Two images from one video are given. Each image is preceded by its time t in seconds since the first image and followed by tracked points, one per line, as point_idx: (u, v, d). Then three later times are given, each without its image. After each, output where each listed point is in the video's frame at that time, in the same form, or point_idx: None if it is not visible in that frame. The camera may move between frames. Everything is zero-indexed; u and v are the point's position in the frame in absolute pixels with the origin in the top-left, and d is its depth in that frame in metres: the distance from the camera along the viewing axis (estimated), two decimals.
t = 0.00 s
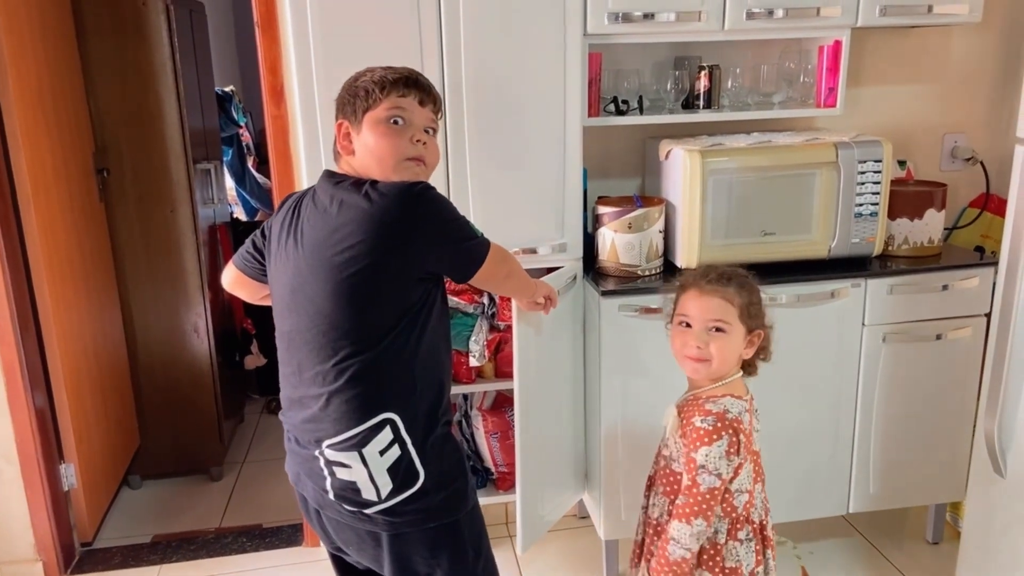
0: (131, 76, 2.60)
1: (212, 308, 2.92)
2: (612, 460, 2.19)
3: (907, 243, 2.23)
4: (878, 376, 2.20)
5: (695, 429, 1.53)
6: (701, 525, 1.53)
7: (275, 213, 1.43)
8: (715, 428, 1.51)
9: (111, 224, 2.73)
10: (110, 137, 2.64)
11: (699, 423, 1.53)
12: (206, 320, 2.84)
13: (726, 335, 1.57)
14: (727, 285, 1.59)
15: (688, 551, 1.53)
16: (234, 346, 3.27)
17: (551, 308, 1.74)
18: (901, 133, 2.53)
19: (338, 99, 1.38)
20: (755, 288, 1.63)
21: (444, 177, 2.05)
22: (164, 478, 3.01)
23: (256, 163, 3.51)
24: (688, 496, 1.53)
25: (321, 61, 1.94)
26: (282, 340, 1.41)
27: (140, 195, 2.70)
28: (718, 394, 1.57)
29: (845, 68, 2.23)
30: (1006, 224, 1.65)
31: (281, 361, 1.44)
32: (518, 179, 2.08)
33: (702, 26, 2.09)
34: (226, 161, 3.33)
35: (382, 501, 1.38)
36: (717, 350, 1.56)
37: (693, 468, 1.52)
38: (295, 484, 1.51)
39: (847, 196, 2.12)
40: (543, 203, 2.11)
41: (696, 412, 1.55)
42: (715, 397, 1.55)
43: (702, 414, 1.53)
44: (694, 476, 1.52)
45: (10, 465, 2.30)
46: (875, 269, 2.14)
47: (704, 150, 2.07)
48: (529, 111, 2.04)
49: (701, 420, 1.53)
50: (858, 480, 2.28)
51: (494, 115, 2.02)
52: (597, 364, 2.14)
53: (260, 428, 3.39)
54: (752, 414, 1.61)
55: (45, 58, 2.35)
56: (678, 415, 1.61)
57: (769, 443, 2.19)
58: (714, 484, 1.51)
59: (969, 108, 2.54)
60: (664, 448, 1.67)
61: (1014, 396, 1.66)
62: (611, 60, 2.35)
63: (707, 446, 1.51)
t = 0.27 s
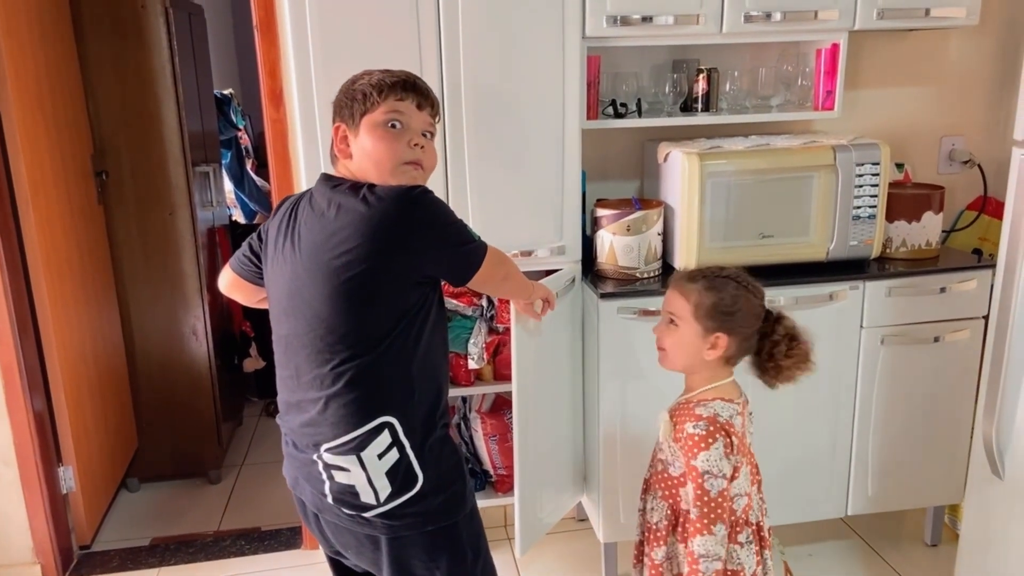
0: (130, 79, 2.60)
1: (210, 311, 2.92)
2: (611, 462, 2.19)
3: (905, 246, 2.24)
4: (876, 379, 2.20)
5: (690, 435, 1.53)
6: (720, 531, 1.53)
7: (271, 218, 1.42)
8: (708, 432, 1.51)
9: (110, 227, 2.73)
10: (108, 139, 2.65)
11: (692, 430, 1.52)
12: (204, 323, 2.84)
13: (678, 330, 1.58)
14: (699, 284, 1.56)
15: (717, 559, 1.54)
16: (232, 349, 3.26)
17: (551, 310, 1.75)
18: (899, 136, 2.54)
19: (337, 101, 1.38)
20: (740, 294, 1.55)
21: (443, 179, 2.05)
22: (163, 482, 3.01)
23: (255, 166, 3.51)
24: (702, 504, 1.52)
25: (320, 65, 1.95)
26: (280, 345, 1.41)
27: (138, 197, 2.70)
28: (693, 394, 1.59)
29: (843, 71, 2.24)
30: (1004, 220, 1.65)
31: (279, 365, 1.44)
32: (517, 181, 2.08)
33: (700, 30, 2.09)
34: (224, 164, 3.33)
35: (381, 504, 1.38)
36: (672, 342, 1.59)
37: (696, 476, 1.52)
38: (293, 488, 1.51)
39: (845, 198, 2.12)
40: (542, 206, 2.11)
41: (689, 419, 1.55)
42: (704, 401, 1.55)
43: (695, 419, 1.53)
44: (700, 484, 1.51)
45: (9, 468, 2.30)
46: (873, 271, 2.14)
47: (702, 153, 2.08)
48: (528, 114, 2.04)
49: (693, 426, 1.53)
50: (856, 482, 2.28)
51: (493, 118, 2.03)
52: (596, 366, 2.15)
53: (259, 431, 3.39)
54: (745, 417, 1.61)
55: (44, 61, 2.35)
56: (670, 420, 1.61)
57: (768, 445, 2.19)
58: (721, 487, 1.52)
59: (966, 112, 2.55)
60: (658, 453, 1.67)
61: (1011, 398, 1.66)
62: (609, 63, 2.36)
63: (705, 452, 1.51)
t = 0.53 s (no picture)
0: (129, 79, 2.60)
1: (208, 311, 2.92)
2: (609, 463, 2.19)
3: (904, 247, 2.24)
4: (875, 380, 2.20)
5: (678, 435, 1.53)
6: (713, 531, 1.54)
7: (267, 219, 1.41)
8: (696, 433, 1.51)
9: (108, 227, 2.72)
10: (107, 139, 2.64)
11: (680, 430, 1.53)
12: (202, 324, 2.84)
13: (665, 326, 1.59)
14: (686, 284, 1.57)
15: (710, 559, 1.54)
16: (230, 350, 3.26)
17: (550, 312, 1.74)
18: (898, 137, 2.54)
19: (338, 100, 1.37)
20: (715, 300, 1.53)
21: (442, 180, 2.05)
22: (161, 482, 3.01)
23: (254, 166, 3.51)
24: (694, 504, 1.52)
25: (319, 65, 1.95)
26: (276, 347, 1.40)
27: (137, 198, 2.70)
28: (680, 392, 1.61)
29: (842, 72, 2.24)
30: (1004, 227, 1.64)
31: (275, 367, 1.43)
32: (516, 182, 2.08)
33: (699, 31, 2.09)
34: (223, 164, 3.33)
35: (380, 506, 1.38)
36: (659, 338, 1.61)
37: (686, 476, 1.52)
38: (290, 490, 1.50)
39: (844, 199, 2.12)
40: (540, 207, 2.11)
41: (678, 418, 1.55)
42: (693, 401, 1.55)
43: (683, 419, 1.53)
44: (690, 484, 1.51)
45: (7, 468, 2.30)
46: (871, 272, 2.14)
47: (701, 154, 2.08)
48: (527, 115, 2.04)
49: (682, 427, 1.53)
50: (855, 483, 2.28)
51: (492, 119, 2.03)
52: (595, 367, 2.14)
53: (257, 431, 3.39)
54: (739, 418, 1.59)
55: (42, 62, 2.35)
56: (662, 420, 1.61)
57: (766, 446, 2.19)
58: (712, 488, 1.52)
59: (965, 113, 2.55)
60: (652, 453, 1.68)
61: (1009, 399, 1.66)
62: (608, 64, 2.36)
63: (694, 453, 1.51)
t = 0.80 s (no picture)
0: (124, 78, 2.59)
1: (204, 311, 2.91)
2: (605, 462, 2.19)
3: (899, 246, 2.24)
4: (870, 379, 2.20)
5: (667, 434, 1.53)
6: (698, 531, 1.53)
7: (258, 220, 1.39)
8: (685, 432, 1.51)
9: (103, 226, 2.72)
10: (102, 138, 2.64)
11: (669, 429, 1.53)
12: (198, 323, 2.83)
13: (659, 326, 1.59)
14: (679, 285, 1.57)
15: (691, 558, 1.53)
16: (226, 349, 3.25)
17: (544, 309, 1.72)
18: (893, 137, 2.54)
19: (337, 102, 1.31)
20: (709, 301, 1.53)
21: (437, 178, 2.05)
22: (156, 482, 3.00)
23: (250, 165, 3.50)
24: (680, 501, 1.52)
25: (314, 64, 1.94)
26: (273, 350, 1.39)
27: (132, 197, 2.69)
28: (675, 394, 1.60)
29: (837, 71, 2.24)
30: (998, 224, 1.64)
31: (271, 370, 1.42)
32: (512, 181, 2.08)
33: (695, 30, 2.09)
34: (219, 163, 3.32)
35: (379, 505, 1.39)
36: (654, 341, 1.61)
37: (674, 474, 1.52)
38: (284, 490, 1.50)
39: (839, 198, 2.13)
40: (536, 206, 2.11)
41: (669, 417, 1.55)
42: (684, 401, 1.54)
43: (672, 418, 1.53)
44: (677, 482, 1.51)
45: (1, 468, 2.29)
46: (866, 271, 2.15)
47: (697, 153, 2.08)
48: (522, 114, 2.04)
49: (671, 425, 1.53)
50: (850, 482, 2.29)
51: (488, 118, 2.02)
52: (590, 366, 2.14)
53: (253, 431, 3.38)
54: (731, 417, 1.59)
55: (37, 60, 2.34)
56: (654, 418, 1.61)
57: (762, 445, 2.20)
58: (699, 487, 1.51)
59: (961, 112, 2.56)
60: (645, 451, 1.68)
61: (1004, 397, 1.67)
62: (605, 63, 2.36)
63: (681, 451, 1.51)
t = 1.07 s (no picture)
0: (112, 75, 2.58)
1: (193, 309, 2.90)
2: (595, 460, 2.20)
3: (886, 243, 2.26)
4: (858, 375, 2.22)
5: (661, 429, 1.54)
6: (693, 524, 1.54)
7: (246, 216, 1.36)
8: (678, 427, 1.51)
9: (90, 224, 2.70)
10: (89, 135, 2.62)
11: (663, 424, 1.53)
12: (186, 321, 2.82)
13: (644, 319, 1.61)
14: (662, 279, 1.58)
15: (688, 553, 1.55)
16: (215, 348, 3.24)
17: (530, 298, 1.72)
18: (881, 135, 2.56)
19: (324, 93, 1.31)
20: (687, 295, 1.53)
21: (427, 176, 2.05)
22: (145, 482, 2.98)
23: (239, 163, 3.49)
24: (673, 496, 1.53)
25: (303, 60, 1.94)
26: (269, 345, 1.38)
27: (120, 194, 2.68)
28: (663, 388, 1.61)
29: (825, 70, 2.25)
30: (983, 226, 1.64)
31: (266, 365, 1.41)
32: (501, 178, 2.08)
33: (684, 28, 2.10)
34: (208, 161, 3.31)
35: (378, 492, 1.40)
36: (642, 333, 1.63)
37: (668, 469, 1.53)
38: (278, 483, 1.49)
39: (827, 196, 2.14)
40: (526, 203, 2.11)
41: (663, 412, 1.55)
42: (676, 397, 1.55)
43: (666, 414, 1.54)
44: (671, 477, 1.52)
45: None
46: (854, 269, 2.16)
47: (686, 151, 2.08)
48: (512, 112, 2.04)
49: (664, 420, 1.53)
50: (838, 479, 2.30)
51: (477, 115, 2.03)
52: (580, 363, 2.15)
53: (242, 429, 3.37)
54: (723, 412, 1.60)
55: (23, 56, 2.32)
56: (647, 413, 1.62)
57: (750, 442, 2.21)
58: (692, 481, 1.52)
59: (947, 111, 2.58)
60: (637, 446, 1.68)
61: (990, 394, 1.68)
62: (594, 61, 2.36)
63: (676, 446, 1.51)
